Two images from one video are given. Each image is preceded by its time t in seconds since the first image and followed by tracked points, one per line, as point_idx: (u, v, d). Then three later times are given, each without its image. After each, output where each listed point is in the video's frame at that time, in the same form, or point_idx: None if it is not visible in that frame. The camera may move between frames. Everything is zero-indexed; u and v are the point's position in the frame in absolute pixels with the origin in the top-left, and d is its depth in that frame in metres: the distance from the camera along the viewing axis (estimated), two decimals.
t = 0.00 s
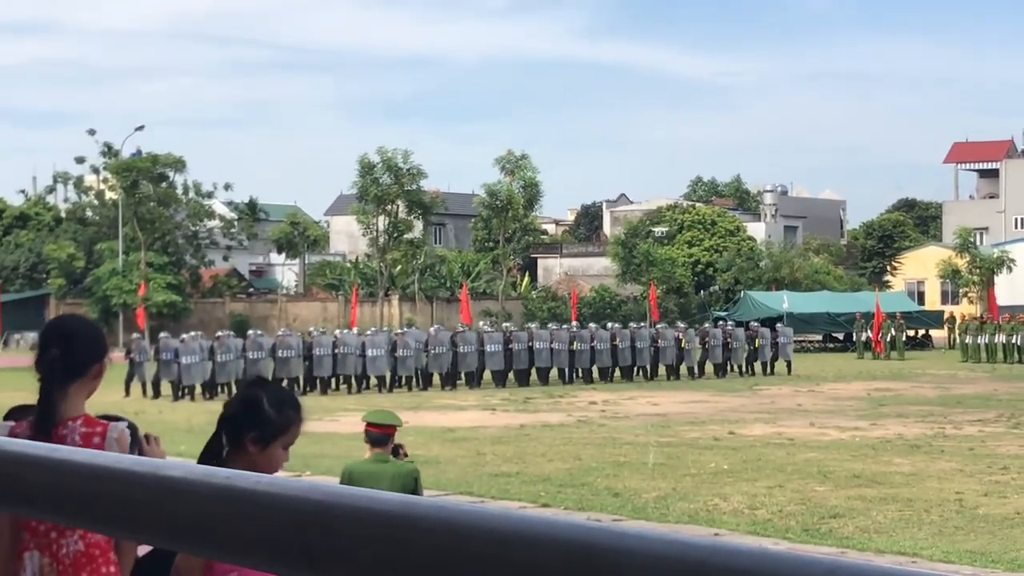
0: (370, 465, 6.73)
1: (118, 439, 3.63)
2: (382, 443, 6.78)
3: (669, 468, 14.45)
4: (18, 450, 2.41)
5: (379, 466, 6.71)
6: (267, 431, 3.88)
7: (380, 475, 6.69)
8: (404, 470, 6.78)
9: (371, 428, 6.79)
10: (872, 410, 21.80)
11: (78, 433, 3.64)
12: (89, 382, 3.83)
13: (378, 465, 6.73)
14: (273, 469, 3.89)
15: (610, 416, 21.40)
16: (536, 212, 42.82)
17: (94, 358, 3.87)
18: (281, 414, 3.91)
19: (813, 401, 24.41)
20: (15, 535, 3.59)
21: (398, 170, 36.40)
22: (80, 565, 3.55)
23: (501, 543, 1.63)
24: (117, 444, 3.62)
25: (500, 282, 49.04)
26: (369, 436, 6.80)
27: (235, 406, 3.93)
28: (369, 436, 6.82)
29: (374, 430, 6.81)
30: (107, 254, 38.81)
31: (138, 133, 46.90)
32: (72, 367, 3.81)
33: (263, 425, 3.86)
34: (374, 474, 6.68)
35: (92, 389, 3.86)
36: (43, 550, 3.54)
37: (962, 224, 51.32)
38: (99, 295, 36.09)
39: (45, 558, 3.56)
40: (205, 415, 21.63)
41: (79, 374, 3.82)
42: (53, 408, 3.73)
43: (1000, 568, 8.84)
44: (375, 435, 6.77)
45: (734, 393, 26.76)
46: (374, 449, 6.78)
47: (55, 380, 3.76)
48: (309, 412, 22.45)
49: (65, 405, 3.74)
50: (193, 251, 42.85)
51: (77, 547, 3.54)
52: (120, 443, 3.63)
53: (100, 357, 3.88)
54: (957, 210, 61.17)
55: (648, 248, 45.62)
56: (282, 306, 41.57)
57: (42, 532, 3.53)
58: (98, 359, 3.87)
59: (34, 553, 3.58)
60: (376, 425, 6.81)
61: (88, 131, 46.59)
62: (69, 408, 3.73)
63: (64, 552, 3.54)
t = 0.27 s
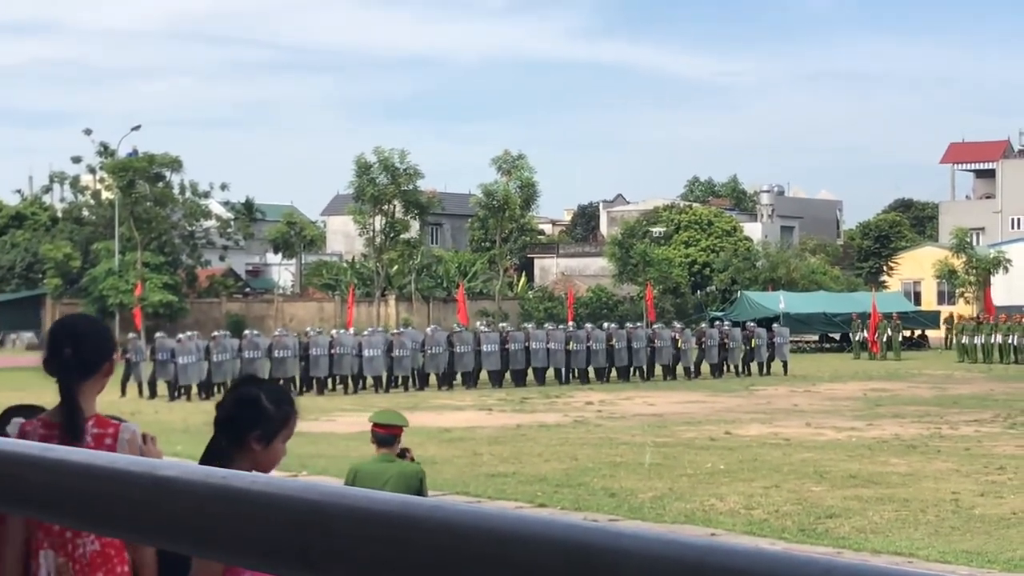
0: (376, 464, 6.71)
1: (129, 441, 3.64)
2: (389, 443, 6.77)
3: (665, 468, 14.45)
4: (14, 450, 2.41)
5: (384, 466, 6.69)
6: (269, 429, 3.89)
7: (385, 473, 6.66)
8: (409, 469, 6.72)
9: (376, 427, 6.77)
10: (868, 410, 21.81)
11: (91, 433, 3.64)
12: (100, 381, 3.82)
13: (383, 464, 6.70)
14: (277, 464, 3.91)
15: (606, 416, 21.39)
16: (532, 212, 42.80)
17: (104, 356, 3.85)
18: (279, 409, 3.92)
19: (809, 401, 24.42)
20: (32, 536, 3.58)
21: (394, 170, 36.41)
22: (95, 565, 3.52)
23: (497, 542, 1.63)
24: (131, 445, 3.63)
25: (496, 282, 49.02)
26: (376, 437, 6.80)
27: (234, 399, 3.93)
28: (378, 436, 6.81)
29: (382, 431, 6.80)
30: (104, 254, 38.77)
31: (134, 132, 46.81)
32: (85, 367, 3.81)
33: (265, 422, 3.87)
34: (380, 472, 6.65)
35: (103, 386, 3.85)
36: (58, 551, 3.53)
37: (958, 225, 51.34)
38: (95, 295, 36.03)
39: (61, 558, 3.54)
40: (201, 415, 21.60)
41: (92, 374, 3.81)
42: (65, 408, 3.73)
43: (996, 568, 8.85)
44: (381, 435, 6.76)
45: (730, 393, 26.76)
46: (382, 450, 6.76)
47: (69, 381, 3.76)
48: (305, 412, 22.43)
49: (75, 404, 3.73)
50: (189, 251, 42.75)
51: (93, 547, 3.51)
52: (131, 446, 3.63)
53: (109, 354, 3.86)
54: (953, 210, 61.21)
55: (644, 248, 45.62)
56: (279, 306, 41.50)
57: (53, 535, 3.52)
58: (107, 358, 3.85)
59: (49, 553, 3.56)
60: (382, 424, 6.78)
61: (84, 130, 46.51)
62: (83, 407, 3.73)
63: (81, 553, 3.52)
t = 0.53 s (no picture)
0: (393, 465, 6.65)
1: (135, 439, 3.64)
2: (406, 447, 6.73)
3: (664, 468, 14.44)
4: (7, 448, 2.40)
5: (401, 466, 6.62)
6: (286, 423, 3.96)
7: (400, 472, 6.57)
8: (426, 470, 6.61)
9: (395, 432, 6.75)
10: (867, 410, 21.80)
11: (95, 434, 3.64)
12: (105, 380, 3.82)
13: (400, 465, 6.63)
14: (291, 457, 3.98)
15: (604, 416, 21.38)
16: (531, 211, 42.87)
17: (108, 355, 3.84)
18: (292, 400, 3.99)
19: (807, 401, 24.42)
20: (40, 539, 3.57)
21: (393, 170, 36.51)
22: (101, 566, 3.49)
23: (495, 543, 1.61)
24: (135, 446, 3.62)
25: (495, 282, 49.04)
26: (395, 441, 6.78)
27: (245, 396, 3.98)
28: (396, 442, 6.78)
29: (399, 435, 6.76)
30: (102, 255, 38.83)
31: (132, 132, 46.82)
32: (88, 367, 3.80)
33: (277, 417, 3.92)
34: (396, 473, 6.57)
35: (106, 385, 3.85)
36: (63, 553, 3.51)
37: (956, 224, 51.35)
38: (93, 296, 36.06)
39: (66, 559, 3.52)
40: (199, 415, 21.58)
41: (97, 374, 3.81)
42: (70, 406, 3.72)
43: (996, 568, 8.84)
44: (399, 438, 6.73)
45: (729, 393, 26.75)
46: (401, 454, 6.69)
47: (72, 380, 3.74)
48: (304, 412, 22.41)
49: (81, 404, 3.73)
50: (188, 252, 42.79)
51: (97, 549, 3.48)
52: (137, 445, 3.63)
53: (113, 352, 3.86)
54: (951, 209, 61.23)
55: (642, 247, 45.67)
56: (277, 307, 41.54)
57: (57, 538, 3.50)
58: (111, 358, 3.85)
59: (53, 555, 3.55)
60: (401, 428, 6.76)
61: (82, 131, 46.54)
62: (86, 407, 3.73)
63: (84, 555, 3.49)
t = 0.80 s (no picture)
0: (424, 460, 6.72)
1: (131, 441, 3.64)
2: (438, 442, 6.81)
3: (664, 468, 14.44)
4: (8, 449, 2.40)
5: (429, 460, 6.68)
6: (303, 424, 3.95)
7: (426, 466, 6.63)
8: (453, 464, 6.61)
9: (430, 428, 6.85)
10: (867, 410, 21.80)
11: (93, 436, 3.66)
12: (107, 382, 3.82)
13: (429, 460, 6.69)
14: (309, 458, 3.97)
15: (605, 416, 21.37)
16: (531, 212, 42.83)
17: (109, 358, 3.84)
18: (309, 402, 3.99)
19: (808, 401, 24.41)
20: (38, 542, 3.57)
21: (393, 171, 36.49)
22: (98, 568, 3.48)
23: (497, 543, 1.62)
24: (130, 447, 3.62)
25: (496, 282, 48.99)
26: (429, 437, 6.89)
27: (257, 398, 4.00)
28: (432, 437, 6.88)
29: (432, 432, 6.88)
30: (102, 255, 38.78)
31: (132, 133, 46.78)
32: (88, 370, 3.79)
33: (286, 418, 3.92)
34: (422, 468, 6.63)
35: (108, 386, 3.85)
36: (60, 554, 3.51)
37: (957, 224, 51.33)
38: (93, 297, 36.05)
39: (64, 560, 3.52)
40: (200, 416, 21.57)
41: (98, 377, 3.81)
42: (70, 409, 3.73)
43: (996, 568, 8.84)
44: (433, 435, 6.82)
45: (729, 393, 26.74)
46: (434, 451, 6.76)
47: (70, 384, 3.74)
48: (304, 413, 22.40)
49: (83, 408, 3.74)
50: (188, 253, 42.79)
51: (94, 550, 3.47)
52: (133, 447, 3.63)
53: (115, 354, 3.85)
54: (952, 209, 61.20)
55: (643, 248, 45.67)
56: (277, 307, 41.52)
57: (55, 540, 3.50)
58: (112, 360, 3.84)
59: (51, 556, 3.55)
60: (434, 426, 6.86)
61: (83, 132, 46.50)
62: (85, 410, 3.74)
63: (81, 556, 3.48)
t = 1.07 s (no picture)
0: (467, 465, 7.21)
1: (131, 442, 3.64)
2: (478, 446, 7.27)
3: (665, 469, 14.45)
4: (7, 452, 2.41)
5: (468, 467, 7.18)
6: (322, 440, 4.19)
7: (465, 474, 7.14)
8: (481, 471, 7.07)
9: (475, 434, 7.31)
10: (867, 411, 21.82)
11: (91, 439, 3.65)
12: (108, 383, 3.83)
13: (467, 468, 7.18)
14: (328, 473, 4.20)
15: (605, 417, 21.39)
16: (532, 213, 42.88)
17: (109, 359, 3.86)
18: (329, 416, 4.24)
19: (808, 402, 24.43)
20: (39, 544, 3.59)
21: (393, 172, 36.61)
22: (100, 569, 3.49)
23: (490, 543, 1.63)
24: (129, 450, 3.62)
25: (496, 284, 49.08)
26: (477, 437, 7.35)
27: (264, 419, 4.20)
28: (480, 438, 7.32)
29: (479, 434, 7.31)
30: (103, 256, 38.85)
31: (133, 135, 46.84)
32: (85, 370, 3.80)
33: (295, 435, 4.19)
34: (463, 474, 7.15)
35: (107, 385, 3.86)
36: (62, 557, 3.53)
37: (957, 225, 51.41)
38: (94, 298, 36.11)
39: (66, 562, 3.54)
40: (200, 418, 21.58)
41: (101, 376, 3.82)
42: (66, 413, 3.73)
43: (996, 568, 8.85)
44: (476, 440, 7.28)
45: (730, 394, 26.76)
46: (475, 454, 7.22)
47: (67, 386, 3.74)
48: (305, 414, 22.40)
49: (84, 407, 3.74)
50: (189, 254, 42.87)
51: (95, 552, 3.48)
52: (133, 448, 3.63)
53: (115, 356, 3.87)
54: (952, 210, 61.26)
55: (643, 249, 45.72)
56: (278, 308, 41.56)
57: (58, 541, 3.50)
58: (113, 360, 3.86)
59: (54, 558, 3.58)
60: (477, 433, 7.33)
61: (83, 134, 46.55)
62: (81, 412, 3.74)
63: (82, 559, 3.49)
